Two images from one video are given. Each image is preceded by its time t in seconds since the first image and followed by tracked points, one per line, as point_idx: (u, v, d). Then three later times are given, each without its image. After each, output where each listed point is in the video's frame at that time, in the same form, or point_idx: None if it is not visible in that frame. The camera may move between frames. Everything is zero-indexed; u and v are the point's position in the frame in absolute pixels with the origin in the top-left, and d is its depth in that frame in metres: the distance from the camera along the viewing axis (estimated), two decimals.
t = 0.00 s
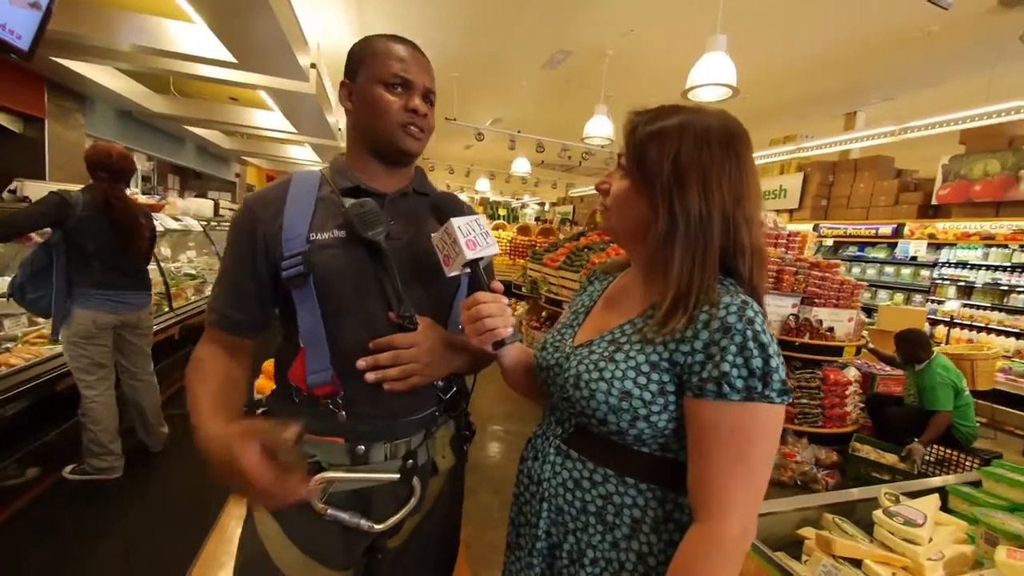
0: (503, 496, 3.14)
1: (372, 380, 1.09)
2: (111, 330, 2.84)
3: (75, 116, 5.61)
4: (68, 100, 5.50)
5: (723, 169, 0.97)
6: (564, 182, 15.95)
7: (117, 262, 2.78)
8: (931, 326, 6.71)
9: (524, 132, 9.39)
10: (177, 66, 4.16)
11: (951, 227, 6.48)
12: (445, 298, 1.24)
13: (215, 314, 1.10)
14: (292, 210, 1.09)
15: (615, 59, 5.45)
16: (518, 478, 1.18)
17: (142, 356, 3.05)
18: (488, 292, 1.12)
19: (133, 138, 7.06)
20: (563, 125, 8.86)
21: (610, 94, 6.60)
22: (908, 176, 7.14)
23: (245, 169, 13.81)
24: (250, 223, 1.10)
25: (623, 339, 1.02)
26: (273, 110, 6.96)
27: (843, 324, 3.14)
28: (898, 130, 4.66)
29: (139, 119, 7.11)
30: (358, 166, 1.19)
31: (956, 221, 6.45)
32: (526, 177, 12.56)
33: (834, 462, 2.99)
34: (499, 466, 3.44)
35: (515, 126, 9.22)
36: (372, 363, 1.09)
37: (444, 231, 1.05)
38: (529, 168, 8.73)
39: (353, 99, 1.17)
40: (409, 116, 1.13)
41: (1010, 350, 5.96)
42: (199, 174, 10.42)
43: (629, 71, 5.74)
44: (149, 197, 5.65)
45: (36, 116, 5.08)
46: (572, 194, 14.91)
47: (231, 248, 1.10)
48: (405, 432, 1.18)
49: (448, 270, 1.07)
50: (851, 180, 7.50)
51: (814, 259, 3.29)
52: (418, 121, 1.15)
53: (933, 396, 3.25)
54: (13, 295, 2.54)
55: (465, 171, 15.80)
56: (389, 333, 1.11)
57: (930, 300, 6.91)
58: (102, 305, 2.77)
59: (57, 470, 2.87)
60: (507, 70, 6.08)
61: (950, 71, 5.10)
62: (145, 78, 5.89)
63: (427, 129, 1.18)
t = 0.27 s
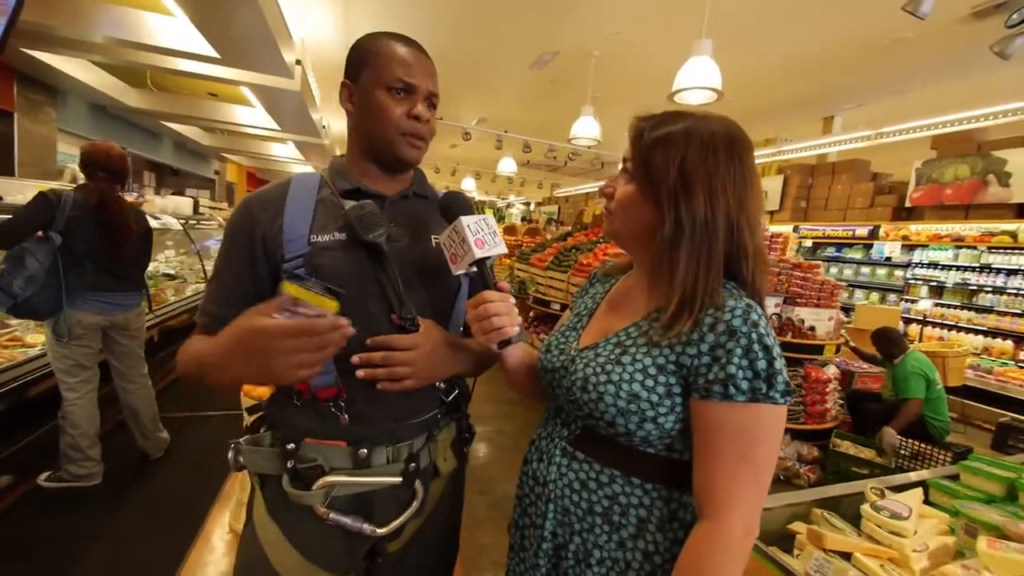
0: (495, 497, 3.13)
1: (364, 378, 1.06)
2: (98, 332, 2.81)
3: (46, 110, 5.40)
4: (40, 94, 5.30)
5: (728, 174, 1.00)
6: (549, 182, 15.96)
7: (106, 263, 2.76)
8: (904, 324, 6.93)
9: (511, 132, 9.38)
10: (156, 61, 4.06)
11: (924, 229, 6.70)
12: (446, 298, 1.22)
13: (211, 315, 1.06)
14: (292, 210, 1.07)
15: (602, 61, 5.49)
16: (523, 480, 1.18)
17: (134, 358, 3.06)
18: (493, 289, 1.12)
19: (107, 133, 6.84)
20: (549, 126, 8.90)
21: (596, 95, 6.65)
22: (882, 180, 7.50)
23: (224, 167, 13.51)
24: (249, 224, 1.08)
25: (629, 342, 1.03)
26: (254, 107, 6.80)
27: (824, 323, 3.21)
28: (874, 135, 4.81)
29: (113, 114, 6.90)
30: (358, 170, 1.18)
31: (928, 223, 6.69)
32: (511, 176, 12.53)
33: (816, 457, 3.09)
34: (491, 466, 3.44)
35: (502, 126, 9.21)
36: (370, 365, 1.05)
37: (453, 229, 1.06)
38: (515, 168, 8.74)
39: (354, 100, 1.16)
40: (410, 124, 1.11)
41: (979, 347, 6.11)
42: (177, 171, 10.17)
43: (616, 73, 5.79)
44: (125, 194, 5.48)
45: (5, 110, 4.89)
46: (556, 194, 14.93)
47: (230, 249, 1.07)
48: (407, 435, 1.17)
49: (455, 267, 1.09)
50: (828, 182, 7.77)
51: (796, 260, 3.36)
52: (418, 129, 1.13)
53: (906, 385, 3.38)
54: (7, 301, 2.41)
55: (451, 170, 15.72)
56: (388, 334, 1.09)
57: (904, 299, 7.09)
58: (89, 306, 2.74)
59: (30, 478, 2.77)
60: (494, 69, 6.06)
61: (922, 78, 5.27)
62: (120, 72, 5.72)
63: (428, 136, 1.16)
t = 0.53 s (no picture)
0: (486, 498, 3.13)
1: (371, 383, 1.07)
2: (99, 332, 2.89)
3: (13, 103, 5.19)
4: (6, 87, 5.10)
5: (728, 181, 1.02)
6: (532, 183, 15.98)
7: (107, 265, 2.86)
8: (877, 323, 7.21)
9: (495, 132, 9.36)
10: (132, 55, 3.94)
11: (895, 231, 6.91)
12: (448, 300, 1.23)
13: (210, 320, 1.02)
14: (293, 213, 1.05)
15: (586, 64, 5.54)
16: (526, 480, 1.19)
17: (128, 359, 3.11)
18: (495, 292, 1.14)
19: (77, 129, 6.61)
20: (532, 127, 8.92)
21: (579, 97, 6.70)
22: (856, 184, 7.74)
23: (200, 164, 13.20)
24: (249, 225, 1.06)
25: (631, 344, 1.05)
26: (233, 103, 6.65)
27: (802, 323, 3.31)
28: (848, 140, 4.97)
29: (84, 109, 6.69)
30: (362, 173, 1.18)
31: (899, 225, 6.90)
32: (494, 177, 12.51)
33: (795, 453, 2.96)
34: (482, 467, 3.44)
35: (486, 126, 9.19)
36: (374, 369, 1.06)
37: (457, 233, 1.07)
38: (499, 169, 8.75)
39: (372, 103, 1.14)
40: (432, 136, 1.14)
41: (947, 345, 6.48)
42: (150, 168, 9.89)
43: (600, 75, 5.85)
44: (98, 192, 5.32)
45: None
46: (539, 194, 14.96)
47: (231, 252, 1.05)
48: (408, 438, 1.16)
49: (458, 271, 1.09)
50: (804, 186, 8.01)
51: (775, 261, 3.43)
52: (438, 142, 1.16)
53: (876, 375, 3.60)
54: (24, 300, 2.49)
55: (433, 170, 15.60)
56: (392, 337, 1.10)
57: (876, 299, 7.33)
58: (91, 307, 2.83)
59: (3, 485, 2.79)
60: (479, 69, 6.04)
61: (892, 86, 5.47)
62: (92, 66, 5.54)
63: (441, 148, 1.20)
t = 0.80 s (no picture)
0: (482, 496, 3.13)
1: (377, 388, 1.05)
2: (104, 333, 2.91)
3: None
4: None
5: (726, 180, 1.04)
6: (521, 181, 15.98)
7: (114, 266, 2.89)
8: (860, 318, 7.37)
9: (484, 131, 9.33)
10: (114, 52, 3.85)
11: (876, 227, 7.09)
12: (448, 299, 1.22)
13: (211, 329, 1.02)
14: (291, 215, 1.04)
15: (575, 62, 5.55)
16: (529, 477, 1.20)
17: (125, 359, 3.09)
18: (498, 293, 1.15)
19: (54, 127, 6.45)
20: (520, 125, 8.91)
21: (568, 96, 6.71)
22: (839, 180, 7.85)
23: (182, 163, 12.96)
24: (247, 228, 1.04)
25: (633, 341, 1.06)
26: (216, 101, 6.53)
27: (790, 318, 3.40)
28: (832, 138, 5.06)
29: (62, 107, 6.53)
30: (359, 173, 1.17)
31: (881, 222, 7.07)
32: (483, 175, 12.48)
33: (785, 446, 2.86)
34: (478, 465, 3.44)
35: (474, 125, 9.16)
36: (377, 373, 1.05)
37: (462, 232, 1.08)
38: (487, 167, 8.74)
39: (371, 100, 1.12)
40: (432, 135, 1.14)
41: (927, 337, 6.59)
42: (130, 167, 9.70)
43: (588, 74, 5.86)
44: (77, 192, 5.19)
45: None
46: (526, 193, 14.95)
47: (231, 257, 1.03)
48: (410, 439, 1.16)
49: (462, 270, 1.11)
50: (790, 183, 8.12)
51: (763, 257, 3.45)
52: (437, 141, 1.16)
53: (855, 365, 3.70)
54: (20, 298, 2.50)
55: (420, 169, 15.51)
56: (396, 340, 1.10)
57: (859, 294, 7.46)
58: (98, 308, 2.85)
59: None
60: (467, 67, 6.01)
61: (872, 85, 5.57)
62: (70, 63, 5.41)
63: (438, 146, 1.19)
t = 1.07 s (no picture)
0: (483, 497, 3.13)
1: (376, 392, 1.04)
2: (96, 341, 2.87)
3: None
4: None
5: (722, 176, 1.05)
6: (512, 181, 15.99)
7: (111, 273, 2.86)
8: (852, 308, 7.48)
9: (474, 131, 9.32)
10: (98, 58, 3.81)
11: (864, 219, 7.11)
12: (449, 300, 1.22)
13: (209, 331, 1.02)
14: (291, 219, 1.05)
15: (564, 61, 5.56)
16: (535, 474, 1.20)
17: (118, 369, 3.03)
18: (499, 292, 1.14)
19: (37, 137, 6.36)
20: (510, 125, 8.91)
21: (557, 94, 6.72)
22: (827, 174, 7.95)
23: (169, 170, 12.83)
24: (247, 232, 1.05)
25: (635, 337, 1.06)
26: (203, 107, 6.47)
27: (782, 310, 3.38)
28: (818, 131, 5.12)
29: (45, 115, 6.44)
30: (355, 176, 1.17)
31: (869, 213, 7.10)
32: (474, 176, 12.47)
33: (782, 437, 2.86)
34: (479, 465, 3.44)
35: (465, 125, 9.15)
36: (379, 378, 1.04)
37: (464, 232, 1.09)
38: (478, 167, 8.74)
39: (348, 103, 1.14)
40: (408, 126, 1.10)
41: (917, 326, 6.78)
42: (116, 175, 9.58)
43: (577, 72, 5.88)
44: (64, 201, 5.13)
45: None
46: (518, 192, 14.96)
47: (230, 260, 1.04)
48: (416, 441, 1.16)
49: (465, 269, 1.12)
50: (778, 176, 8.15)
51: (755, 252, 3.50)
52: (417, 133, 1.12)
53: (844, 353, 3.75)
54: (12, 301, 2.50)
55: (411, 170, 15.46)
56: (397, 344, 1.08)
57: (849, 285, 7.54)
58: (91, 315, 2.81)
59: None
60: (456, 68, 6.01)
61: (855, 79, 5.65)
62: (52, 71, 5.34)
63: (428, 140, 1.16)
